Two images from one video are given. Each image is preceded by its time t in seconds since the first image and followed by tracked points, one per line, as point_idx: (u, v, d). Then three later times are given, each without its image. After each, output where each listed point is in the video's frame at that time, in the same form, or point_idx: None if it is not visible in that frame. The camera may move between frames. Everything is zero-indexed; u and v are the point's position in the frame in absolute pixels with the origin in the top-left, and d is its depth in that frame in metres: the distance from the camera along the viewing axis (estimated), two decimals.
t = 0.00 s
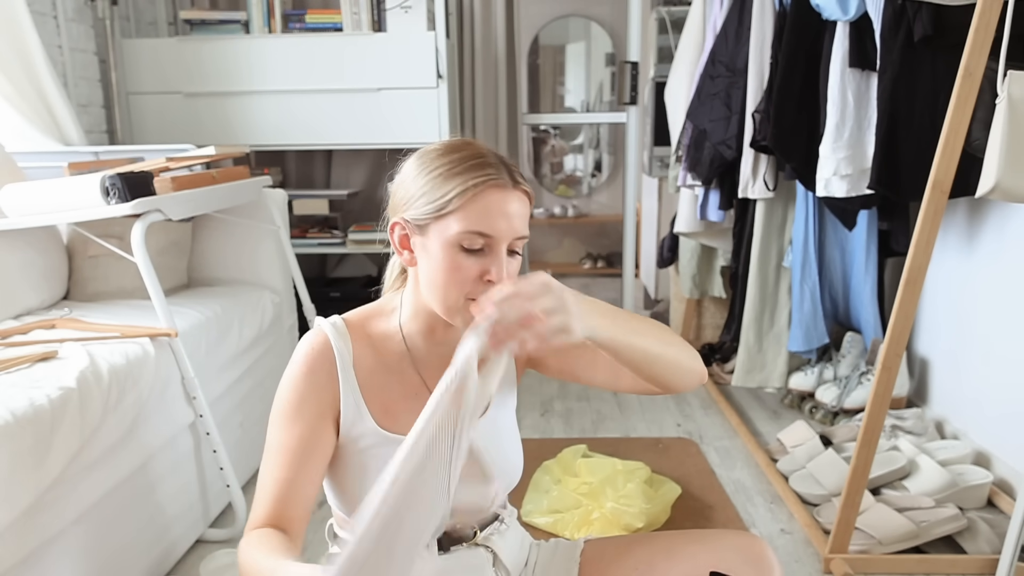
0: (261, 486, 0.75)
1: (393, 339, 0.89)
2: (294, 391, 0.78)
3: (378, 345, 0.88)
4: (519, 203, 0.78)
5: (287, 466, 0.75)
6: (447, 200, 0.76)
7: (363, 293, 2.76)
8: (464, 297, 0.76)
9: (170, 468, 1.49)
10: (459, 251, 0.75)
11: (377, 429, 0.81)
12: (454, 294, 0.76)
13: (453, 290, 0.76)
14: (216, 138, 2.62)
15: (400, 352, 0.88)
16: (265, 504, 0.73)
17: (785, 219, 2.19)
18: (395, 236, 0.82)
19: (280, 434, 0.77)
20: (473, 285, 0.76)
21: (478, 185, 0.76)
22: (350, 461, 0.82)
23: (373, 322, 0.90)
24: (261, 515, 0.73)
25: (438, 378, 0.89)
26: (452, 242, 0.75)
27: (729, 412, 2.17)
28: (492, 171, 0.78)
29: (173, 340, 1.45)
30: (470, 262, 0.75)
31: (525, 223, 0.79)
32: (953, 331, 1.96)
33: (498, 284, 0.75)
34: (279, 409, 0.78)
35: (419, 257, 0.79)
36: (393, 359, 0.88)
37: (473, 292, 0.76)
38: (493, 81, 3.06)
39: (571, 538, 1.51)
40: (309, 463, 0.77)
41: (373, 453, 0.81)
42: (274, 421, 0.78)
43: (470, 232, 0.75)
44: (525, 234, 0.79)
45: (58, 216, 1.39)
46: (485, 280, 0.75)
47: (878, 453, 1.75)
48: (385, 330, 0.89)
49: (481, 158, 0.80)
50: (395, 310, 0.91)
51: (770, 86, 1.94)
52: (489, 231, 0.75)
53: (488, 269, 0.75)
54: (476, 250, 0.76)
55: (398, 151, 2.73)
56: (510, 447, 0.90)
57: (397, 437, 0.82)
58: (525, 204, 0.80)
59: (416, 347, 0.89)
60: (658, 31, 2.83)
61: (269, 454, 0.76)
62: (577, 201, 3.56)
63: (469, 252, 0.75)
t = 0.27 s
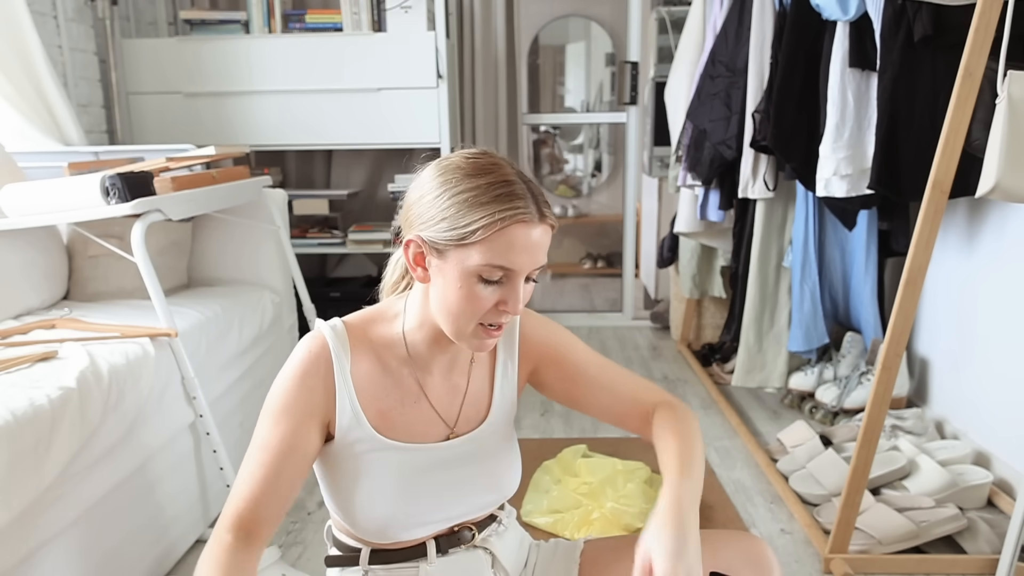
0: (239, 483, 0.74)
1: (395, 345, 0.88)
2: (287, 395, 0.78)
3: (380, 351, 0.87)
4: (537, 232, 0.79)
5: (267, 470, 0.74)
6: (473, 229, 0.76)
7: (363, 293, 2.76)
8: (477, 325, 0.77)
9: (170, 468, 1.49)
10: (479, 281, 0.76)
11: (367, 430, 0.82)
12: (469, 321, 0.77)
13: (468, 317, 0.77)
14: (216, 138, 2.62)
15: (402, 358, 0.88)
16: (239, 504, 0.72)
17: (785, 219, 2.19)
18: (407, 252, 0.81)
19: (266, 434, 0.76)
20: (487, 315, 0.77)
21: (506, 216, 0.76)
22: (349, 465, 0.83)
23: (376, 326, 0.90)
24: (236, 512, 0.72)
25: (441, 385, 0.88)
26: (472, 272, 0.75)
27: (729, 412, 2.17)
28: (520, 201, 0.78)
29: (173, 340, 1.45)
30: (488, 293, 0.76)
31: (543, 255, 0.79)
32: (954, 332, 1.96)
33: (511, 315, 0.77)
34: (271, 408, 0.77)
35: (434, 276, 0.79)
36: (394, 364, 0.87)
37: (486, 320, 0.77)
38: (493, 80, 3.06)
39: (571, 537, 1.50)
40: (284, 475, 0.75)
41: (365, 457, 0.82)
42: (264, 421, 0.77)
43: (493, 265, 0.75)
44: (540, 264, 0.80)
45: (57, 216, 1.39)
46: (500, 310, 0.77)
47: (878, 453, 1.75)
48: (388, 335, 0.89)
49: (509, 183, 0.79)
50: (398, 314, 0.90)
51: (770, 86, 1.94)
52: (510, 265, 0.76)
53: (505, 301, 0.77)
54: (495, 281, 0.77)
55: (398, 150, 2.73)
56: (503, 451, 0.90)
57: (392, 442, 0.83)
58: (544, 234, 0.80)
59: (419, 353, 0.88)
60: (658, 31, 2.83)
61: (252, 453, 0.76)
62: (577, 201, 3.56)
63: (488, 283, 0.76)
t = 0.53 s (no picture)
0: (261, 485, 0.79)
1: (400, 351, 0.88)
2: (291, 404, 0.80)
3: (386, 357, 0.87)
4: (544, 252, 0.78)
5: (284, 473, 0.78)
6: (476, 248, 0.75)
7: (363, 293, 2.76)
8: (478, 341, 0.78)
9: (170, 467, 1.49)
10: (481, 301, 0.76)
11: (370, 436, 0.81)
12: (469, 338, 0.77)
13: (469, 334, 0.77)
14: (216, 138, 2.62)
15: (407, 364, 0.88)
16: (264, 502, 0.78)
17: (785, 219, 2.19)
18: (412, 261, 0.81)
19: (277, 440, 0.79)
20: (488, 333, 0.77)
21: (511, 236, 0.75)
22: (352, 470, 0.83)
23: (382, 331, 0.89)
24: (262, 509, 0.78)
25: (446, 392, 0.88)
26: (474, 291, 0.75)
27: (729, 412, 2.17)
28: (528, 220, 0.77)
29: (173, 340, 1.45)
30: (489, 313, 0.76)
31: (548, 273, 0.79)
32: (954, 332, 1.96)
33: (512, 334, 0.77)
34: (277, 417, 0.80)
35: (437, 290, 0.80)
36: (399, 370, 0.87)
37: (487, 337, 0.78)
38: (493, 80, 3.06)
39: (571, 538, 1.49)
40: (301, 473, 0.79)
41: (369, 464, 0.82)
42: (273, 427, 0.80)
43: (494, 285, 0.75)
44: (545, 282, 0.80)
45: (57, 216, 1.39)
46: (501, 330, 0.77)
47: (878, 453, 1.75)
48: (394, 340, 0.89)
49: (517, 199, 0.78)
50: (406, 319, 0.90)
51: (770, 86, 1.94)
52: (513, 286, 0.76)
53: (505, 320, 0.77)
54: (497, 301, 0.77)
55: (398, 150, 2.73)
56: (509, 458, 0.90)
57: (396, 449, 0.83)
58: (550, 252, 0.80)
59: (425, 359, 0.87)
60: (658, 31, 2.83)
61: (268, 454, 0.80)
62: (577, 201, 3.56)
63: (490, 302, 0.76)
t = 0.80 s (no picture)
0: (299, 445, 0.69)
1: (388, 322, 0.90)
2: (312, 362, 0.77)
3: (377, 330, 0.89)
4: (472, 176, 0.79)
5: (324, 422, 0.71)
6: (398, 190, 0.79)
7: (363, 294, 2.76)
8: (436, 274, 0.77)
9: (170, 467, 1.49)
10: (416, 230, 0.77)
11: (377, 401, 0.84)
12: (423, 271, 0.78)
13: (423, 269, 0.77)
14: (216, 138, 2.62)
15: (395, 335, 0.90)
16: (312, 469, 0.65)
17: (785, 219, 2.19)
18: (369, 231, 0.86)
19: (312, 400, 0.73)
20: (439, 260, 0.77)
21: (421, 168, 0.78)
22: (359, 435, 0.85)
23: (366, 308, 0.91)
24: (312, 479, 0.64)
25: (437, 354, 0.91)
26: (408, 225, 0.77)
27: (729, 412, 2.18)
28: (435, 151, 0.79)
29: (173, 340, 1.45)
30: (430, 238, 0.77)
31: (478, 190, 0.79)
32: (954, 332, 1.96)
33: (462, 254, 0.76)
34: (305, 378, 0.76)
35: (391, 246, 0.83)
36: (390, 342, 0.89)
37: (444, 266, 0.77)
38: (493, 80, 3.06)
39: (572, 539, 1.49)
40: (344, 421, 0.73)
41: (375, 426, 0.85)
42: (301, 393, 0.75)
43: (421, 211, 0.77)
44: (482, 199, 0.79)
45: (58, 216, 1.39)
46: (450, 251, 0.76)
47: (878, 453, 1.75)
48: (381, 315, 0.90)
49: (422, 142, 0.81)
50: (386, 293, 0.93)
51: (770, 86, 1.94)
52: (440, 205, 0.77)
53: (450, 242, 0.76)
54: (435, 226, 0.77)
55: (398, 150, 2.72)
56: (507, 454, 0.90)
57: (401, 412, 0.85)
58: (477, 173, 0.80)
59: (412, 325, 0.90)
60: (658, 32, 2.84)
61: (305, 419, 0.72)
62: (577, 201, 3.56)
63: (427, 229, 0.77)
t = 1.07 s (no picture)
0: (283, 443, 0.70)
1: (388, 322, 0.90)
2: (308, 356, 0.79)
3: (377, 329, 0.89)
4: (454, 175, 0.79)
5: (312, 416, 0.72)
6: (383, 196, 0.79)
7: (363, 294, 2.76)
8: (427, 275, 0.78)
9: (171, 467, 1.49)
10: (404, 235, 0.77)
11: (376, 401, 0.83)
12: (416, 274, 0.78)
13: (415, 272, 0.78)
14: (216, 138, 2.62)
15: (395, 334, 0.90)
16: (284, 469, 0.67)
17: (785, 219, 2.19)
18: (362, 237, 0.86)
19: (303, 394, 0.74)
20: (428, 262, 0.77)
21: (403, 172, 0.78)
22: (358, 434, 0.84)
23: (367, 308, 0.91)
24: (281, 478, 0.66)
25: (437, 352, 0.91)
26: (396, 230, 0.77)
27: (729, 412, 2.17)
28: (415, 154, 0.79)
29: (173, 340, 1.45)
30: (419, 242, 0.77)
31: (462, 189, 0.79)
32: (954, 332, 1.96)
33: (450, 254, 0.77)
34: (297, 369, 0.77)
35: (383, 250, 0.83)
36: (390, 341, 0.89)
37: (434, 268, 0.78)
38: (493, 80, 3.06)
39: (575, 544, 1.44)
40: (326, 428, 0.73)
41: (375, 427, 0.84)
42: (292, 386, 0.76)
43: (407, 216, 0.77)
44: (467, 199, 0.79)
45: (58, 216, 1.39)
46: (438, 254, 0.77)
47: (878, 453, 1.75)
48: (380, 314, 0.91)
49: (404, 145, 0.81)
50: (386, 293, 0.93)
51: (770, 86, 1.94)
52: (424, 209, 0.77)
53: (438, 244, 0.77)
54: (422, 230, 0.77)
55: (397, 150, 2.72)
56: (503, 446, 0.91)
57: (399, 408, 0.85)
58: (460, 172, 0.80)
59: (412, 325, 0.90)
60: (658, 31, 2.84)
61: (287, 416, 0.73)
62: (577, 201, 3.56)
63: (414, 233, 0.77)
